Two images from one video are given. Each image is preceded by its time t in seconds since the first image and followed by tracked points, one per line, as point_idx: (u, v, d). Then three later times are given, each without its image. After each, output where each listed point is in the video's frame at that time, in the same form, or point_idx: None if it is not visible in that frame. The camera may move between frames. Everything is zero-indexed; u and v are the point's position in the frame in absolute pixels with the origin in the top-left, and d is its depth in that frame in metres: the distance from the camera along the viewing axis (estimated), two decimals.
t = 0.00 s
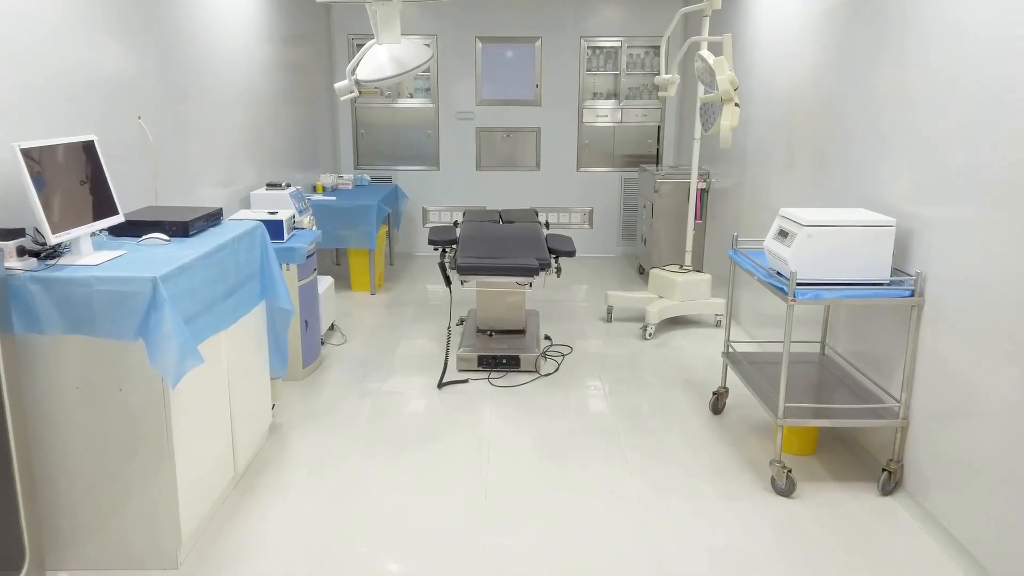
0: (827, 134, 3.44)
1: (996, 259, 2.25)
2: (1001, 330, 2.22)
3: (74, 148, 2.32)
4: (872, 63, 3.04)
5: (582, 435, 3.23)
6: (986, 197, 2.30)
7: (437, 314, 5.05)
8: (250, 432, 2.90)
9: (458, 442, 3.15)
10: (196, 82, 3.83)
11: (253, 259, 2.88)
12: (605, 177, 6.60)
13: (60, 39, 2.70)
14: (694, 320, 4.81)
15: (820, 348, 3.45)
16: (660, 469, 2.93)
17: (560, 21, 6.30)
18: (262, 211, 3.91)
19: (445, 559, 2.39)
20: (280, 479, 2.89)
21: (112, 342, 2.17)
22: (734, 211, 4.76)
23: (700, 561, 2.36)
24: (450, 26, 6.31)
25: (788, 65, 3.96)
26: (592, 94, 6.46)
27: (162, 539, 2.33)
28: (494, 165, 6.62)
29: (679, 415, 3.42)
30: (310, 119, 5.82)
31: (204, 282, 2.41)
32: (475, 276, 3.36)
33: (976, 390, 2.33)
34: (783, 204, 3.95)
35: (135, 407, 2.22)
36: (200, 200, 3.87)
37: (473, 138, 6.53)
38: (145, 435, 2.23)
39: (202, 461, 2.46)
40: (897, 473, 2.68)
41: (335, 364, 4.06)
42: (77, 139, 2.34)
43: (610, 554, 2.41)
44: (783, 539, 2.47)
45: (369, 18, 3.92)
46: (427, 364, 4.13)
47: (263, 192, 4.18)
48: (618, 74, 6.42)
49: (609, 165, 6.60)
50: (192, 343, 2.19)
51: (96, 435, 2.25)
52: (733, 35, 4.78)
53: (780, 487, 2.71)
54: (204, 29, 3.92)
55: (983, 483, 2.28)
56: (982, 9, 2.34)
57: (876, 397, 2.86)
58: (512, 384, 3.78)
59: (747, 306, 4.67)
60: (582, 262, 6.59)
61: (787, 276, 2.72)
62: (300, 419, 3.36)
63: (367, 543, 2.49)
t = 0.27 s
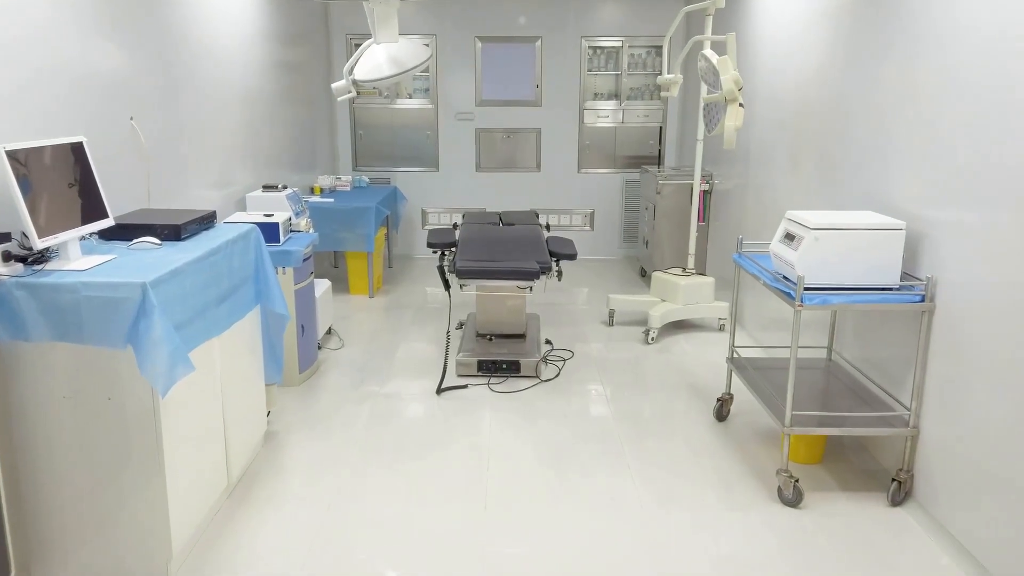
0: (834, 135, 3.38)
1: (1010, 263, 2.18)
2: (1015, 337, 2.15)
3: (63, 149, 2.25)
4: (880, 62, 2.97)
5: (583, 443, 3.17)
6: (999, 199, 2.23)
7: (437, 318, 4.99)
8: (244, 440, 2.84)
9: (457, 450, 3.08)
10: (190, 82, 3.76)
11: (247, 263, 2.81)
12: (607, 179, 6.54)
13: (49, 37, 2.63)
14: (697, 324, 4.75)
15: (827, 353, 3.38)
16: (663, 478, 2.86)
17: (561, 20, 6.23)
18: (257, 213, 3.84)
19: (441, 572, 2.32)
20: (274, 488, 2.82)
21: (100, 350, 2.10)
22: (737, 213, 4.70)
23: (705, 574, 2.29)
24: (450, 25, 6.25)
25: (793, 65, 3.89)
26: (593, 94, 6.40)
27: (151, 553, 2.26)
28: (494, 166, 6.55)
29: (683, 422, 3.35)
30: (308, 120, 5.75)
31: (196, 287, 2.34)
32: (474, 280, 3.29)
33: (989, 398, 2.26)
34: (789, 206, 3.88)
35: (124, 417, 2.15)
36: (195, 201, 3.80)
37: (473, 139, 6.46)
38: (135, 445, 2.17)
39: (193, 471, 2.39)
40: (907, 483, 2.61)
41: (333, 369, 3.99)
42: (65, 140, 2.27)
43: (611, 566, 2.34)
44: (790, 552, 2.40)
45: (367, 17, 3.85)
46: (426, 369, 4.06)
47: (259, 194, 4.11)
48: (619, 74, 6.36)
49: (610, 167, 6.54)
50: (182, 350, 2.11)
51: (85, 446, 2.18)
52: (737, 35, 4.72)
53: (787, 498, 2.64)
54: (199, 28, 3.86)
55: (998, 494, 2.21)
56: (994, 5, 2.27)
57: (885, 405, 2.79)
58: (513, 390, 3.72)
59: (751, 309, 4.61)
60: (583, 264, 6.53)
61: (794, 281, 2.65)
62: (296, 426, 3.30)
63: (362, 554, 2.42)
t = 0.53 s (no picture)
0: (841, 136, 3.30)
1: None
2: None
3: (46, 152, 2.17)
4: (888, 62, 2.90)
5: (585, 452, 3.09)
6: (1015, 202, 2.15)
7: (435, 322, 4.91)
8: (236, 451, 2.76)
9: (455, 460, 3.01)
10: (182, 82, 3.68)
11: (239, 268, 2.73)
12: (608, 180, 6.46)
13: (31, 37, 2.55)
14: (700, 328, 4.68)
15: (834, 360, 3.31)
16: (667, 489, 2.78)
17: (561, 20, 6.16)
18: (251, 216, 3.76)
19: None
20: (267, 500, 2.74)
21: (84, 360, 2.03)
22: (741, 215, 4.62)
23: None
24: (448, 25, 6.17)
25: (798, 64, 3.82)
26: (594, 94, 6.33)
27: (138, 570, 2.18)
28: (494, 168, 6.48)
29: (686, 430, 3.28)
30: (305, 121, 5.68)
31: (184, 294, 2.26)
32: (472, 286, 3.21)
33: (1005, 410, 2.18)
34: (794, 209, 3.81)
35: (109, 430, 2.07)
36: (187, 205, 3.72)
37: (472, 140, 6.39)
38: (121, 459, 2.09)
39: (182, 485, 2.31)
40: (919, 496, 2.54)
41: (329, 375, 3.92)
42: (49, 143, 2.19)
43: None
44: (800, 568, 2.33)
45: (363, 16, 3.77)
46: (424, 375, 3.98)
47: (254, 197, 4.03)
48: (620, 74, 6.28)
49: (611, 168, 6.46)
50: (169, 361, 2.04)
51: (70, 460, 2.11)
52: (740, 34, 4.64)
53: (795, 511, 2.56)
54: (191, 28, 3.78)
55: (1015, 509, 2.13)
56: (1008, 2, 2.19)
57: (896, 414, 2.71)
58: (513, 397, 3.64)
59: (755, 313, 4.53)
60: (584, 267, 6.45)
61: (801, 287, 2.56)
62: (291, 435, 3.22)
63: (357, 569, 2.35)
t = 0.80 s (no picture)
0: (848, 138, 3.23)
1: None
2: None
3: (31, 155, 2.10)
4: (897, 62, 2.83)
5: (587, 461, 3.03)
6: None
7: (434, 325, 4.84)
8: (229, 461, 2.69)
9: (454, 469, 2.94)
10: (175, 83, 3.61)
11: (230, 273, 2.66)
12: (609, 181, 6.39)
13: (16, 36, 2.47)
14: (703, 332, 4.61)
15: (840, 366, 3.24)
16: (671, 501, 2.71)
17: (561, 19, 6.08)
18: (246, 219, 3.69)
19: None
20: (260, 511, 2.68)
21: (67, 371, 1.96)
22: (744, 217, 4.55)
23: None
24: (447, 24, 6.10)
25: (803, 64, 3.74)
26: (595, 95, 6.26)
27: None
28: (493, 169, 6.40)
29: (690, 439, 3.21)
30: (302, 122, 5.61)
31: (173, 302, 2.19)
32: (470, 291, 3.14)
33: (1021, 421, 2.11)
34: (799, 212, 3.74)
35: (94, 443, 2.01)
36: (180, 208, 3.65)
37: (471, 141, 6.32)
38: (107, 474, 2.02)
39: (171, 498, 2.24)
40: (931, 507, 2.47)
41: (325, 381, 3.85)
42: (34, 145, 2.11)
43: None
44: None
45: (360, 16, 3.70)
46: (422, 380, 3.91)
47: (249, 199, 3.97)
48: (621, 74, 6.21)
49: (612, 169, 6.39)
50: (155, 373, 1.97)
51: (55, 474, 2.05)
52: (743, 33, 4.57)
53: (803, 523, 2.50)
54: (184, 27, 3.71)
55: None
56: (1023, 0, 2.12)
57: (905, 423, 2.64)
58: (512, 403, 3.57)
59: (758, 317, 4.46)
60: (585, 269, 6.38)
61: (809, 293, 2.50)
62: (286, 443, 3.16)
63: None
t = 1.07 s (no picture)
0: (855, 139, 3.16)
1: None
2: None
3: (13, 159, 2.03)
4: (906, 62, 2.76)
5: (588, 470, 2.96)
6: None
7: (432, 329, 4.77)
8: (221, 472, 2.62)
9: (452, 480, 2.87)
10: (167, 83, 3.53)
11: (221, 279, 2.59)
12: (610, 182, 6.32)
13: None
14: (705, 336, 4.54)
15: (847, 373, 3.17)
16: (675, 513, 2.64)
17: (561, 18, 6.01)
18: (240, 222, 3.62)
19: None
20: (253, 523, 2.61)
21: (48, 383, 1.89)
22: (747, 219, 4.48)
23: None
24: (446, 23, 6.02)
25: (808, 64, 3.67)
26: (595, 95, 6.19)
27: None
28: (493, 169, 6.33)
29: (694, 448, 3.14)
30: (299, 122, 5.54)
31: (159, 310, 2.12)
32: (468, 297, 3.07)
33: None
34: (804, 215, 3.67)
35: (77, 456, 1.94)
36: (173, 211, 3.58)
37: (471, 142, 6.24)
38: (91, 490, 1.96)
39: (160, 513, 2.17)
40: (943, 521, 2.40)
41: (321, 387, 3.77)
42: (16, 148, 2.04)
43: None
44: None
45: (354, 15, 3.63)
46: (420, 386, 3.84)
47: (244, 202, 3.89)
48: (622, 74, 6.14)
49: (613, 170, 6.32)
50: (140, 384, 1.90)
51: (38, 489, 1.98)
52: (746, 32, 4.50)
53: (811, 537, 2.42)
54: (177, 27, 3.63)
55: None
56: None
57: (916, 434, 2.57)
58: (512, 410, 3.50)
59: (762, 321, 4.39)
60: (586, 271, 6.31)
61: (817, 300, 2.45)
62: (281, 451, 3.09)
63: None
